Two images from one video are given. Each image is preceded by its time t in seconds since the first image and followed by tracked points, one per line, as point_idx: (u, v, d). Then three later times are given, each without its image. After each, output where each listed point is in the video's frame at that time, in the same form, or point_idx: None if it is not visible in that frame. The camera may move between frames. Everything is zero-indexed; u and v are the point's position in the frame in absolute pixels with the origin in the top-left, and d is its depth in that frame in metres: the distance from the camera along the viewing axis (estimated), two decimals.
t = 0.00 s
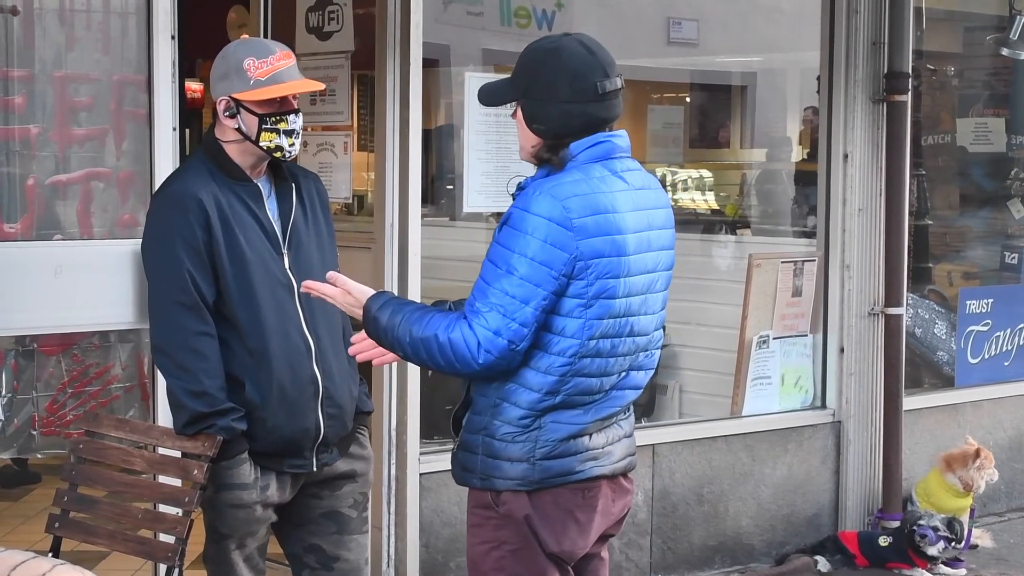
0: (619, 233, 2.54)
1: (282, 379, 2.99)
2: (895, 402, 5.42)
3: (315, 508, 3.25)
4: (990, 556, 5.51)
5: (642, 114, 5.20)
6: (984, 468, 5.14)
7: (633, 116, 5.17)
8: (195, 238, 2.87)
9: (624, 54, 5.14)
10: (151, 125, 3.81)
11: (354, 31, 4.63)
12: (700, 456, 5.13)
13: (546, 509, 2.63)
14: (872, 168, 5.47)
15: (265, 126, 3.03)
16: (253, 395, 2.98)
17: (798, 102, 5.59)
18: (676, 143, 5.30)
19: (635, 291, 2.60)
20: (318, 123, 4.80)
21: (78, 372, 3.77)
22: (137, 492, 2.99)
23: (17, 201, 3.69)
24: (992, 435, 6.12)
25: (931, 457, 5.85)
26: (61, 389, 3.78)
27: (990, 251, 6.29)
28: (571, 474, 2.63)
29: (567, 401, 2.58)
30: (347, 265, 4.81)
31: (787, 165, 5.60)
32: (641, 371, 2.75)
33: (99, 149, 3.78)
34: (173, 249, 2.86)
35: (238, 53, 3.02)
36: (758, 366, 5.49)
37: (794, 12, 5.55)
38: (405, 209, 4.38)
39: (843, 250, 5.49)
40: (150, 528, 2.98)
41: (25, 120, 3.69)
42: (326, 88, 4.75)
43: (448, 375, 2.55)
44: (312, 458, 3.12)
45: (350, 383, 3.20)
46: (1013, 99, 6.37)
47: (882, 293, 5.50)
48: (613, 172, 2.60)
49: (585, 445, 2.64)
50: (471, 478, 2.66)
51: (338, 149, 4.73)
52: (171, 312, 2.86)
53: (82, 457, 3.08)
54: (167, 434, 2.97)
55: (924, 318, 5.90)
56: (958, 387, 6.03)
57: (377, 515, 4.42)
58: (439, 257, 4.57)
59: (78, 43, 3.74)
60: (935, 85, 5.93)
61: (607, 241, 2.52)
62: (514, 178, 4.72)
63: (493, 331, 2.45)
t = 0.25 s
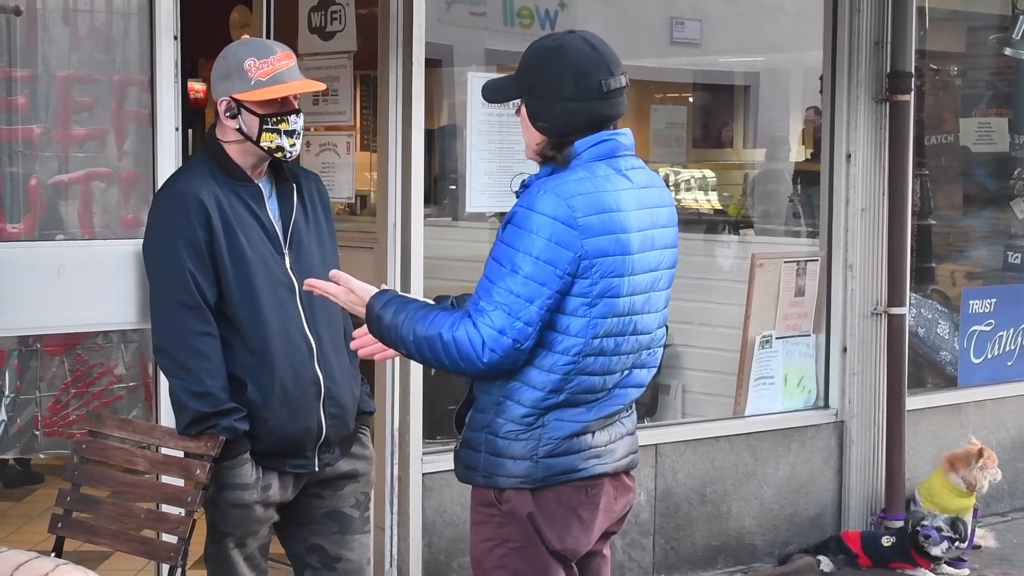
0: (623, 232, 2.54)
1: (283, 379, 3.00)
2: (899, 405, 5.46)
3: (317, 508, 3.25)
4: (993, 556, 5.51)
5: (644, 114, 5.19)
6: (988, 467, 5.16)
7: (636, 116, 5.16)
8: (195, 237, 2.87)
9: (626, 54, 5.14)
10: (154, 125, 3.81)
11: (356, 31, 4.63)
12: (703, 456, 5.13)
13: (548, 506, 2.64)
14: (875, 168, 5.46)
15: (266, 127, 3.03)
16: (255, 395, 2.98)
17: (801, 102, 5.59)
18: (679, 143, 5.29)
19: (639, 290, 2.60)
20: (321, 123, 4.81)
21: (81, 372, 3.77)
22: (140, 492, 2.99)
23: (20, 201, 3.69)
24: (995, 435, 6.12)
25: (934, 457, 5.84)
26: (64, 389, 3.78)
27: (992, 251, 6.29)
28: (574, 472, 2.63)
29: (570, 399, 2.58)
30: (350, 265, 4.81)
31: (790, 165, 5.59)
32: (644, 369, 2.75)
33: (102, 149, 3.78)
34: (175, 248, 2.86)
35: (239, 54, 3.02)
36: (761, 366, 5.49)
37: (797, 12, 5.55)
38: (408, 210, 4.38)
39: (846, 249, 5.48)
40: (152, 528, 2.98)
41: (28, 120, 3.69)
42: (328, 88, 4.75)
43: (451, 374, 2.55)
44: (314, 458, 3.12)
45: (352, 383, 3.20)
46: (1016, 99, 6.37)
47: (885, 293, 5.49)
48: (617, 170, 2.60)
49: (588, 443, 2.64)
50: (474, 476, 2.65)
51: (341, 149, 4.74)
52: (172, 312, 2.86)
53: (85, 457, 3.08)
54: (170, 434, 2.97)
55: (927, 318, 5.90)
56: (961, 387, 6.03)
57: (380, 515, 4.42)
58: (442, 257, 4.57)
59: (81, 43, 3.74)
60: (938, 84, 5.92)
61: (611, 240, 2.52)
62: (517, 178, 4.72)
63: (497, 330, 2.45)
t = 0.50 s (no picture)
0: (629, 231, 2.54)
1: (285, 378, 3.00)
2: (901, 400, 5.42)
3: (319, 507, 3.25)
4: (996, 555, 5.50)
5: (647, 114, 5.19)
6: (991, 467, 5.11)
7: (638, 116, 5.16)
8: (197, 237, 2.87)
9: (629, 54, 5.14)
10: (156, 124, 3.82)
11: (358, 31, 4.63)
12: (705, 455, 5.13)
13: (569, 507, 2.63)
14: (878, 167, 5.45)
15: (267, 126, 3.03)
16: (256, 394, 2.98)
17: (804, 102, 5.58)
18: (681, 142, 5.29)
19: (648, 288, 2.60)
20: (322, 123, 4.81)
21: (83, 372, 3.77)
22: (142, 491, 2.99)
23: (22, 200, 3.69)
24: (998, 434, 6.11)
25: (937, 457, 5.83)
26: (66, 389, 3.78)
27: (995, 250, 6.28)
28: (591, 473, 2.62)
29: (584, 400, 2.58)
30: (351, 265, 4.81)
31: (792, 164, 5.59)
32: (657, 367, 2.74)
33: (104, 148, 3.78)
34: (176, 248, 2.86)
35: (240, 53, 3.02)
36: (763, 365, 5.49)
37: (799, 11, 5.54)
38: (409, 209, 4.38)
39: (848, 249, 5.48)
40: (155, 527, 2.98)
41: (30, 120, 3.69)
42: (330, 88, 4.75)
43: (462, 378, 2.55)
44: (316, 458, 3.11)
45: (353, 382, 3.20)
46: (1019, 98, 6.36)
47: (887, 292, 5.48)
48: (620, 169, 2.60)
49: (605, 444, 2.64)
50: (493, 483, 2.64)
51: (343, 148, 4.74)
52: (174, 312, 2.86)
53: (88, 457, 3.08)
54: (172, 434, 2.97)
55: (930, 317, 5.89)
56: (964, 386, 6.02)
57: (382, 514, 4.42)
58: (444, 256, 4.56)
59: (83, 43, 3.74)
60: (941, 84, 5.92)
61: (616, 239, 2.51)
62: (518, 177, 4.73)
63: (506, 334, 2.45)
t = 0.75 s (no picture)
0: (633, 224, 2.54)
1: (287, 378, 2.99)
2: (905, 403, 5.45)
3: (321, 506, 3.25)
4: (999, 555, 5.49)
5: (650, 113, 5.19)
6: (993, 467, 5.09)
7: (641, 116, 5.15)
8: (199, 237, 2.87)
9: (632, 54, 5.13)
10: (159, 125, 3.82)
11: (361, 31, 4.63)
12: (708, 455, 5.12)
13: (590, 506, 2.63)
14: (881, 167, 5.45)
15: (270, 126, 3.03)
16: (258, 394, 2.98)
17: (807, 101, 5.58)
18: (684, 142, 5.29)
19: (656, 281, 2.60)
20: (326, 123, 4.79)
21: (86, 371, 3.77)
22: (144, 491, 2.99)
23: (25, 200, 3.69)
24: (1001, 434, 6.10)
25: (941, 457, 5.82)
26: (69, 389, 3.78)
27: (999, 250, 6.26)
28: (614, 469, 2.62)
29: (600, 397, 2.58)
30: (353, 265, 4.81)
31: (795, 164, 5.58)
32: (671, 358, 2.74)
33: (107, 148, 3.79)
34: (178, 249, 2.86)
35: (243, 53, 3.02)
36: (766, 365, 5.48)
37: (803, 11, 5.54)
38: (412, 209, 4.38)
39: (851, 249, 5.47)
40: (157, 527, 2.98)
41: (33, 120, 3.70)
42: (333, 88, 4.75)
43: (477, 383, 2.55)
44: (318, 457, 3.12)
45: (355, 381, 3.20)
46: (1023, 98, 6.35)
47: (890, 292, 5.48)
48: (618, 163, 2.59)
49: (625, 440, 2.63)
50: (515, 486, 2.65)
51: (346, 148, 4.70)
52: (175, 311, 2.86)
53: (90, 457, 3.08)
54: (174, 433, 2.97)
55: (933, 317, 5.88)
56: (968, 386, 6.01)
57: (385, 514, 4.42)
58: (446, 256, 4.56)
59: (86, 43, 3.74)
60: (944, 83, 5.91)
61: (620, 233, 2.51)
62: (521, 176, 4.72)
63: (516, 337, 2.45)
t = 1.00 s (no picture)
0: (638, 224, 2.53)
1: (286, 377, 2.99)
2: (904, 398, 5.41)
3: (320, 506, 3.24)
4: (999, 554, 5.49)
5: (651, 113, 5.18)
6: (994, 467, 5.08)
7: (642, 115, 5.15)
8: (198, 236, 2.87)
9: (633, 53, 5.13)
10: (159, 125, 3.82)
11: (361, 30, 4.63)
12: (709, 455, 5.12)
13: (591, 506, 2.63)
14: (882, 167, 5.44)
15: (268, 123, 3.03)
16: (258, 394, 2.98)
17: (808, 101, 5.57)
18: (685, 141, 5.28)
19: (661, 281, 2.59)
20: (326, 123, 4.79)
21: (86, 371, 3.77)
22: (144, 491, 2.99)
23: (24, 200, 3.69)
24: (1002, 434, 6.09)
25: (942, 457, 5.82)
26: (69, 388, 3.78)
27: (1000, 250, 6.25)
28: (615, 470, 2.61)
29: (602, 396, 2.57)
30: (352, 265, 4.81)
31: (796, 164, 5.58)
32: (673, 358, 2.74)
33: (107, 148, 3.79)
34: (177, 247, 2.86)
35: (239, 51, 3.02)
36: (766, 365, 5.48)
37: (805, 10, 5.53)
38: (412, 209, 4.38)
39: (852, 249, 5.47)
40: (157, 527, 2.98)
41: (33, 119, 3.70)
42: (333, 87, 4.75)
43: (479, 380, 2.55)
44: (317, 456, 3.12)
45: (355, 382, 3.20)
46: None
47: (891, 292, 5.48)
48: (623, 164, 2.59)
49: (627, 440, 2.63)
50: (515, 484, 2.65)
51: (346, 148, 4.71)
52: (175, 310, 2.86)
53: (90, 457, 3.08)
54: (174, 433, 2.97)
55: (934, 316, 5.88)
56: (969, 386, 6.00)
57: (385, 513, 4.42)
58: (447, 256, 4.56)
59: (86, 43, 3.74)
60: (946, 83, 5.90)
61: (624, 233, 2.51)
62: (521, 176, 4.71)
63: (518, 335, 2.45)
